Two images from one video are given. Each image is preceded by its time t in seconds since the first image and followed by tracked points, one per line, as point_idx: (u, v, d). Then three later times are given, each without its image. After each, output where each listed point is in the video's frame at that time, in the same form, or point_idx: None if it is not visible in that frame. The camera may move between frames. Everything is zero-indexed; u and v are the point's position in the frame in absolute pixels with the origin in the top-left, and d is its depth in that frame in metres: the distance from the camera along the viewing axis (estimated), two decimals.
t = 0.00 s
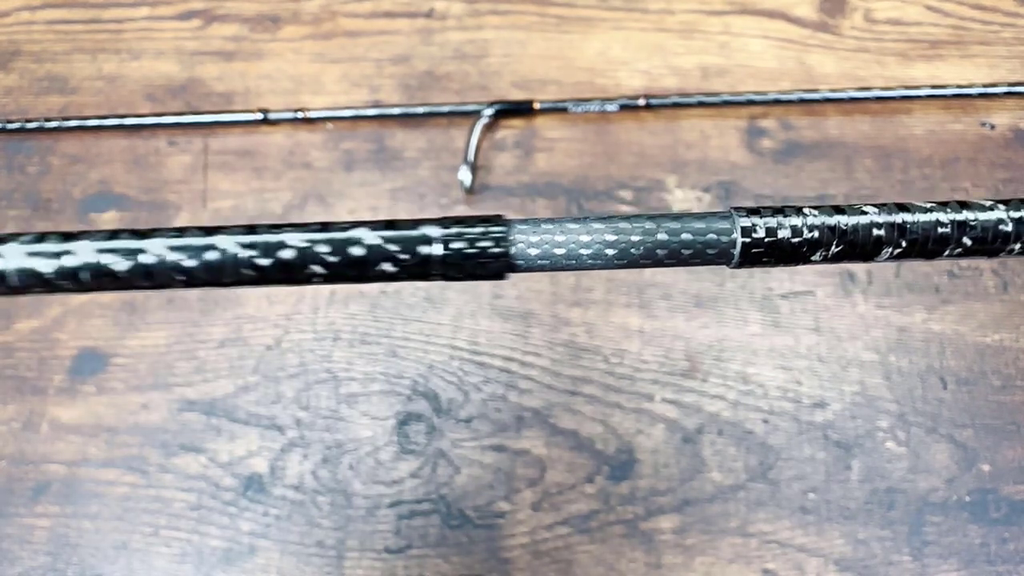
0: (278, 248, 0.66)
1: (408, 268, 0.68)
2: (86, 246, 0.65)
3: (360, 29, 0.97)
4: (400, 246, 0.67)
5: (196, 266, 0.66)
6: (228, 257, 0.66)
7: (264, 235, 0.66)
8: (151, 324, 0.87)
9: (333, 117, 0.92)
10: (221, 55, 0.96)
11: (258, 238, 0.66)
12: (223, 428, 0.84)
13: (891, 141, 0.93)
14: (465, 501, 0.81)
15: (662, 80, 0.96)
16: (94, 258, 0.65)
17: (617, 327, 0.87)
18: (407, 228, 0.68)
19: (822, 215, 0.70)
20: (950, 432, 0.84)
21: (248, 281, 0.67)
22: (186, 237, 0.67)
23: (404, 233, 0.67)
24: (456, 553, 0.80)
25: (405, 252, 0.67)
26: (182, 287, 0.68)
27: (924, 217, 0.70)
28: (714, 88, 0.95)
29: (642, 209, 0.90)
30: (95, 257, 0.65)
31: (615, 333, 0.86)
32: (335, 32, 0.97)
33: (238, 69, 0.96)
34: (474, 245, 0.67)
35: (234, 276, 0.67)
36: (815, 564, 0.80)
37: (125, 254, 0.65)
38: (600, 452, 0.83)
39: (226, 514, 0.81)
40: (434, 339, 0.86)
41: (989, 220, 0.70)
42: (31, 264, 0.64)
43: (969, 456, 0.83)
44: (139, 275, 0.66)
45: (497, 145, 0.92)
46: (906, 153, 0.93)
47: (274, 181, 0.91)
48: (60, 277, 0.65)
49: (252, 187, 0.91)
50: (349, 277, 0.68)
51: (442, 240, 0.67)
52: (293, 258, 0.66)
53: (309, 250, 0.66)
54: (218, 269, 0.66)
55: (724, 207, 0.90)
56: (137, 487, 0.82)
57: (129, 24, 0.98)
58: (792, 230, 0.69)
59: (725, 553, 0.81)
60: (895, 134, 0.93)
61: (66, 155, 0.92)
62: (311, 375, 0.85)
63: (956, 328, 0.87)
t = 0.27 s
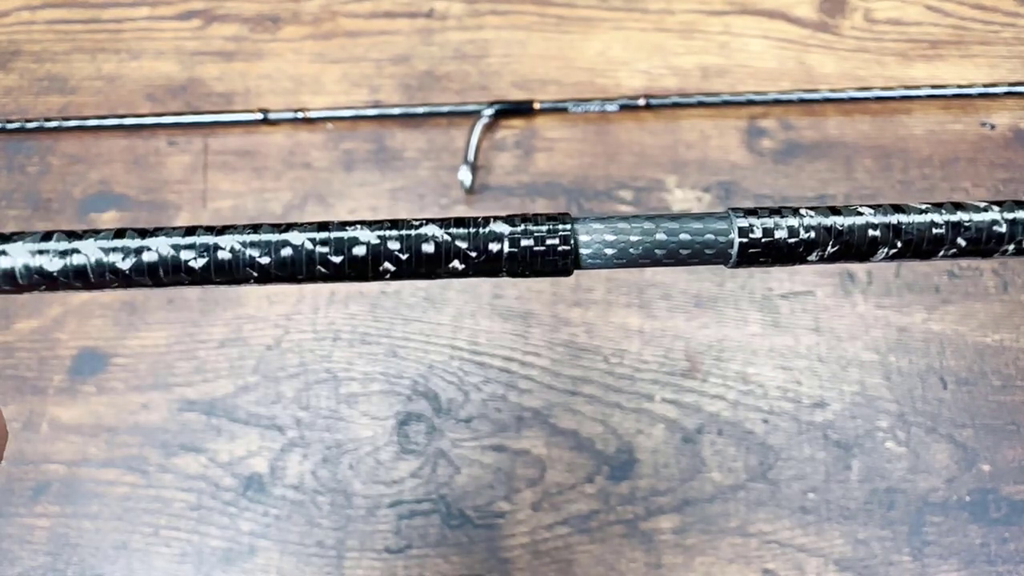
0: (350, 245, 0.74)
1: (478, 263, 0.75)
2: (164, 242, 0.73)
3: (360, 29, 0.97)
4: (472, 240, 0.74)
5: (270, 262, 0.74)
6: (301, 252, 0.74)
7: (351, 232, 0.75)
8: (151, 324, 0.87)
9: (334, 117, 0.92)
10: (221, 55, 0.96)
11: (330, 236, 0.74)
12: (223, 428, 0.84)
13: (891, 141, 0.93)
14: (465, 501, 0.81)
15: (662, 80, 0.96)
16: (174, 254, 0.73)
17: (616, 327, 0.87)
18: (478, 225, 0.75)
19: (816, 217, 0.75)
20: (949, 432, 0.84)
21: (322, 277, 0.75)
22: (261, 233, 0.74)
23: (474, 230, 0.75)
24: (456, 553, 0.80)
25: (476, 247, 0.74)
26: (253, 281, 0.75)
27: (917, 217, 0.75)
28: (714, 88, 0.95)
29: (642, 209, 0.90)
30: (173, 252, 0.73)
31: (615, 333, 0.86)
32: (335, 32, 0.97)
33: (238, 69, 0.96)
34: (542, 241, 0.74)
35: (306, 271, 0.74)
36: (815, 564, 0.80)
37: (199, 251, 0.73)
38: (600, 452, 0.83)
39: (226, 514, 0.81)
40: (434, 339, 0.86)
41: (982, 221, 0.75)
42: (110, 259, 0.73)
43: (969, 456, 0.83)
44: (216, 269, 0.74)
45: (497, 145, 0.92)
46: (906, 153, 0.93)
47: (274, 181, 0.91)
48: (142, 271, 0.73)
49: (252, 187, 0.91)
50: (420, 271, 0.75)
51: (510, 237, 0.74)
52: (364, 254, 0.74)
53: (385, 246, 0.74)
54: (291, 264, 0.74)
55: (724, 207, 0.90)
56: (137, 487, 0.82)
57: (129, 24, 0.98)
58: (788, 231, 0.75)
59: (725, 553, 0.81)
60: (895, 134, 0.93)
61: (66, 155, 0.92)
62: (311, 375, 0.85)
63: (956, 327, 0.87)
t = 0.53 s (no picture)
0: (311, 259, 0.73)
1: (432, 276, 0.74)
2: (131, 257, 0.72)
3: (360, 29, 0.97)
4: (427, 253, 0.73)
5: (235, 275, 0.73)
6: (264, 267, 0.73)
7: (316, 245, 0.73)
8: (151, 324, 0.87)
9: (334, 117, 0.92)
10: (221, 55, 0.97)
11: (292, 250, 0.73)
12: (223, 428, 0.84)
13: (891, 141, 0.93)
14: (465, 501, 0.81)
15: (662, 80, 0.96)
16: (142, 269, 0.72)
17: (616, 327, 0.87)
18: (433, 239, 0.74)
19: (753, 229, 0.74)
20: (950, 432, 0.84)
21: (282, 289, 0.74)
22: (227, 247, 0.73)
23: (430, 244, 0.74)
24: (456, 553, 0.80)
25: (432, 261, 0.73)
26: (219, 294, 0.74)
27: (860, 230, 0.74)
28: (714, 88, 0.95)
29: (642, 209, 0.90)
30: (143, 267, 0.72)
31: (615, 333, 0.86)
32: (335, 32, 0.97)
33: (238, 69, 0.96)
34: (497, 254, 0.73)
35: (269, 284, 0.73)
36: (815, 564, 0.80)
37: (167, 265, 0.72)
38: (601, 452, 0.83)
39: (227, 514, 0.81)
40: (434, 339, 0.86)
41: (920, 232, 0.74)
42: (81, 273, 0.72)
43: (969, 456, 0.83)
44: (182, 282, 0.73)
45: (497, 145, 0.92)
46: (906, 153, 0.93)
47: (274, 181, 0.91)
48: (113, 285, 0.72)
49: (252, 187, 0.91)
50: (377, 284, 0.74)
51: (466, 249, 0.73)
52: (324, 269, 0.73)
53: (342, 260, 0.73)
54: (253, 278, 0.73)
55: (724, 206, 0.90)
56: (138, 487, 0.82)
57: (129, 24, 0.98)
58: (731, 243, 0.74)
59: (725, 553, 0.81)
60: (895, 134, 0.93)
61: (66, 155, 0.92)
62: (311, 375, 0.85)
63: (956, 327, 0.87)
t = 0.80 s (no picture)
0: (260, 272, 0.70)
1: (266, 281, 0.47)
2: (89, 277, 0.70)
3: (360, 29, 0.97)
4: (253, 250, 0.46)
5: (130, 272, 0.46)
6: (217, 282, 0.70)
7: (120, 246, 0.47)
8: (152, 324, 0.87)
9: (334, 117, 0.92)
10: (221, 55, 0.97)
11: (88, 253, 0.46)
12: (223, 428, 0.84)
13: (891, 141, 0.93)
14: (465, 501, 0.82)
15: (662, 80, 0.96)
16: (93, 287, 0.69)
17: (616, 327, 0.87)
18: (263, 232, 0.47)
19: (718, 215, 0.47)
20: (949, 432, 0.84)
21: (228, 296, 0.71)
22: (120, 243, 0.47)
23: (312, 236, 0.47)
24: (456, 553, 0.80)
25: (264, 258, 0.46)
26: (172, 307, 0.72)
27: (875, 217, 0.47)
28: (714, 88, 0.95)
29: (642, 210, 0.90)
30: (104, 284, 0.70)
31: (615, 333, 0.86)
32: (335, 32, 0.97)
33: (238, 70, 0.96)
34: (393, 248, 0.47)
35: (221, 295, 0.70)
36: (815, 564, 0.80)
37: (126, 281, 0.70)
38: (601, 452, 0.83)
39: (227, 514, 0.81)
40: (434, 339, 0.86)
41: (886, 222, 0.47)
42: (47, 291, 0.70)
43: (969, 456, 0.83)
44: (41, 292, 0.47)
45: (497, 145, 0.92)
46: (905, 153, 0.93)
47: (275, 181, 0.91)
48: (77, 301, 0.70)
49: (252, 188, 0.91)
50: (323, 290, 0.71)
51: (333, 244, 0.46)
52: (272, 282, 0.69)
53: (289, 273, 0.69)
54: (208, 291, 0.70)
55: (724, 207, 0.90)
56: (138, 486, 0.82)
57: (129, 24, 0.98)
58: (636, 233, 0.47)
59: (724, 553, 0.81)
60: (895, 134, 0.93)
61: (66, 154, 0.92)
62: (311, 375, 0.85)
63: (956, 327, 0.87)
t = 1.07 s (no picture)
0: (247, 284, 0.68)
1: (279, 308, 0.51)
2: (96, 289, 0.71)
3: (360, 29, 0.97)
4: (272, 279, 0.51)
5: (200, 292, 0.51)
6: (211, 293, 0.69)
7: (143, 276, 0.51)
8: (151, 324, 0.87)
9: (334, 118, 0.92)
10: (221, 55, 0.97)
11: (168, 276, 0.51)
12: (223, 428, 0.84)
13: (891, 141, 0.93)
14: (465, 501, 0.82)
15: (662, 80, 0.96)
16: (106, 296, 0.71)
17: (616, 327, 0.87)
18: (281, 261, 0.52)
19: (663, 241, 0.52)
20: (949, 432, 0.84)
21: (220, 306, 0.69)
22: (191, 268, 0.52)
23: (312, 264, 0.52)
24: (456, 553, 0.80)
25: (280, 286, 0.51)
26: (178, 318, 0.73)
27: (833, 238, 0.52)
28: (714, 88, 0.95)
29: (642, 209, 0.90)
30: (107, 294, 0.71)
31: (615, 333, 0.86)
32: (335, 32, 0.97)
33: (238, 70, 0.96)
34: (344, 278, 0.51)
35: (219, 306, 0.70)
36: (815, 564, 0.80)
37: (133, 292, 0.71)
38: (601, 452, 0.83)
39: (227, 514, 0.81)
40: (434, 339, 0.86)
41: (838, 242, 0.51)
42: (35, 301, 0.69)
43: (969, 456, 0.83)
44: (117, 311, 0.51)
45: (498, 145, 0.92)
46: (905, 153, 0.93)
47: (275, 181, 0.91)
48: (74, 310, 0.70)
49: (252, 188, 0.91)
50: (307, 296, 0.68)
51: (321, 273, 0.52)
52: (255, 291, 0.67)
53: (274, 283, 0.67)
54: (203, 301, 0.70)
55: (724, 207, 0.90)
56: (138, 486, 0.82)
57: (129, 24, 0.98)
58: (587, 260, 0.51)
59: (724, 553, 0.81)
60: (895, 134, 0.93)
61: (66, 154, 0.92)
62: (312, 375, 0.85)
63: (956, 327, 0.87)
